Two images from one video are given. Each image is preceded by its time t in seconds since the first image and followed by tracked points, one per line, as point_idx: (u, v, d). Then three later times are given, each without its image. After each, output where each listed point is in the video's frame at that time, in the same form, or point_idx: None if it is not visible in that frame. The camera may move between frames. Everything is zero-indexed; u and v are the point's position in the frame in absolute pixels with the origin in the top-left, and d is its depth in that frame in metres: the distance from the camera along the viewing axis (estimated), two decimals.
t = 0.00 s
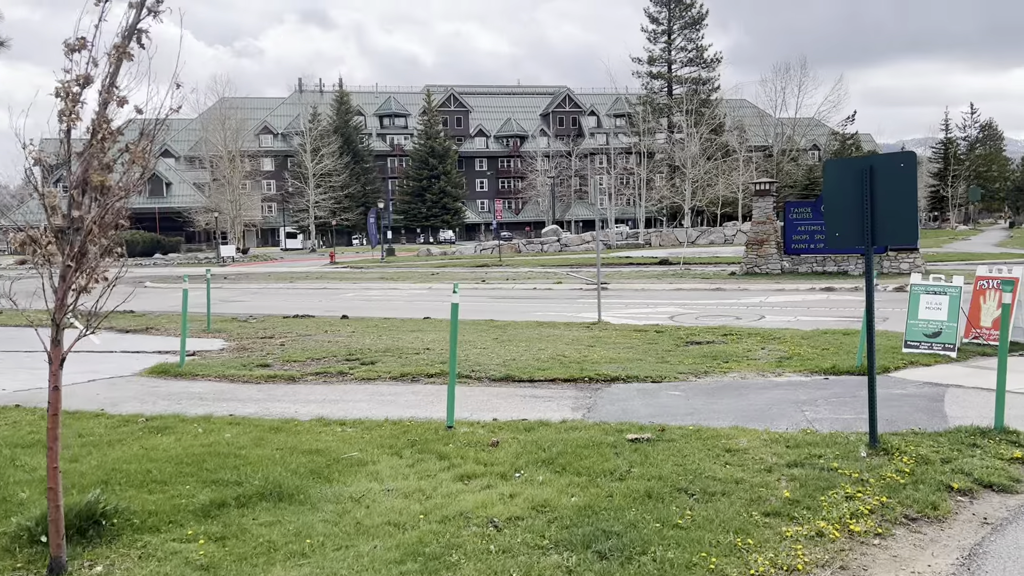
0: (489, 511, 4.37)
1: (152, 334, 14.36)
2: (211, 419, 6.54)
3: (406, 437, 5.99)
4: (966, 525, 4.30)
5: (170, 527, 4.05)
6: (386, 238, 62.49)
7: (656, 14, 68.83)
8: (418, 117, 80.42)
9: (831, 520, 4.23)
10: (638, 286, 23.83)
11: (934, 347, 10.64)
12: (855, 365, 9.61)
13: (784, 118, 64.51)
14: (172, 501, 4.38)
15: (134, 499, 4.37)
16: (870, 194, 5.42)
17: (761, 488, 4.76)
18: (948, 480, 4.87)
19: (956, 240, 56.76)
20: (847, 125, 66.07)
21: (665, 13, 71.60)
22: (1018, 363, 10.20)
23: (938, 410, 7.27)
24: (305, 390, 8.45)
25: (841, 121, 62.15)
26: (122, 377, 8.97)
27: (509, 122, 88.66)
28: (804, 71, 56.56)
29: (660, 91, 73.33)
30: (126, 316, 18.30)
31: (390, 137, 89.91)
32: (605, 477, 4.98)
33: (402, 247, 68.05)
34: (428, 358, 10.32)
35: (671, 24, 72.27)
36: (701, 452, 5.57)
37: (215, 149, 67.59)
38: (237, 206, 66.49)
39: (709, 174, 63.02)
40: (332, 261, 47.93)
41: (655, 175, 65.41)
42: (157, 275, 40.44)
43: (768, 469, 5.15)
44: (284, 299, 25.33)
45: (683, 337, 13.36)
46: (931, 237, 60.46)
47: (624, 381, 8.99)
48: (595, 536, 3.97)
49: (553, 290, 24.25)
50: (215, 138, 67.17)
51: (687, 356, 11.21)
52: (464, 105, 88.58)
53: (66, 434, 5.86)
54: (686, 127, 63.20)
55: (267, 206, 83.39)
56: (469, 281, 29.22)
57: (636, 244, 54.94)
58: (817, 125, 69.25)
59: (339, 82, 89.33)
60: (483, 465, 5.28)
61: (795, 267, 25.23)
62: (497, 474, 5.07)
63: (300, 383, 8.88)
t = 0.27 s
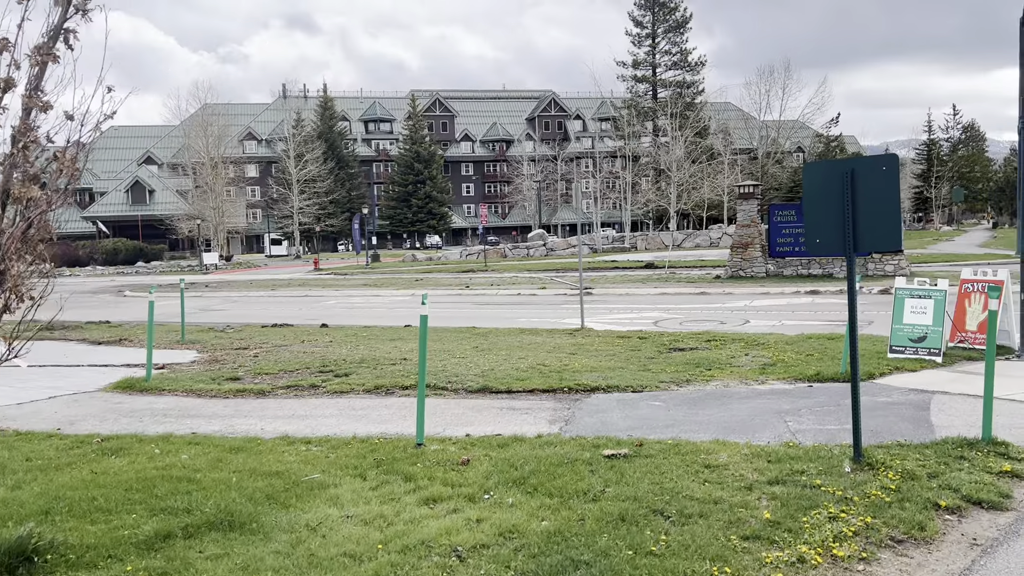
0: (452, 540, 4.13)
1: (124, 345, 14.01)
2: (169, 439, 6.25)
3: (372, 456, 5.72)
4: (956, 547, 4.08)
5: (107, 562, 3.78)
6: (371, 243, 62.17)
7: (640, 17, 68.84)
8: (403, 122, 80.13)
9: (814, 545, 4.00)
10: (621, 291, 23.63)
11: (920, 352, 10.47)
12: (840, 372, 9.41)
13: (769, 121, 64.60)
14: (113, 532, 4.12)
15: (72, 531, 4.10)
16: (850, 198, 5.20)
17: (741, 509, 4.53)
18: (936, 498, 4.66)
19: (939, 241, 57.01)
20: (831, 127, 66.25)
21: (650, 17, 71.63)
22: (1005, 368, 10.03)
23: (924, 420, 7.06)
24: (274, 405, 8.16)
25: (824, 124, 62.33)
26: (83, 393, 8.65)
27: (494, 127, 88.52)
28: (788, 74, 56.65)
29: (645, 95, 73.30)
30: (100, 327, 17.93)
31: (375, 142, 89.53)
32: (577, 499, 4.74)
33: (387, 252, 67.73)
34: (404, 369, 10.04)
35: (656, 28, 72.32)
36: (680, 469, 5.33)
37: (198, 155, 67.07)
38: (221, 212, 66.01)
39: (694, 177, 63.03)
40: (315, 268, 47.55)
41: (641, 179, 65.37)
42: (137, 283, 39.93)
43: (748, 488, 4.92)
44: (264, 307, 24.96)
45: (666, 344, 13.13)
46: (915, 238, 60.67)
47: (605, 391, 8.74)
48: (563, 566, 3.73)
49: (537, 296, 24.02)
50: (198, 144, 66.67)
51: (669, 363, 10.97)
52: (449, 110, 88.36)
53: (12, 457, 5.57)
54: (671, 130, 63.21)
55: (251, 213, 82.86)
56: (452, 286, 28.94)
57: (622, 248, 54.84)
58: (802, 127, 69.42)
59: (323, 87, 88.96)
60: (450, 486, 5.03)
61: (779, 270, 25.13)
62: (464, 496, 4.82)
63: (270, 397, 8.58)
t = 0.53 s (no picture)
0: (404, 558, 3.87)
1: (94, 354, 13.68)
2: (120, 452, 5.96)
3: (329, 468, 5.44)
4: (936, 560, 3.86)
5: None
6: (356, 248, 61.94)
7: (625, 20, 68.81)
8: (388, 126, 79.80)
9: (787, 560, 3.76)
10: (605, 293, 23.43)
11: (903, 353, 10.27)
12: (822, 375, 9.20)
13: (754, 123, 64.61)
14: (36, 555, 3.85)
15: None
16: (825, 193, 4.98)
17: (712, 522, 4.29)
18: (916, 506, 4.43)
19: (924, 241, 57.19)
20: (816, 128, 66.31)
21: (634, 19, 71.59)
22: (989, 368, 9.86)
23: (906, 423, 6.84)
24: (238, 415, 7.88)
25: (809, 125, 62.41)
26: (40, 404, 8.34)
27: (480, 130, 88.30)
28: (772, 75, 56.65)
29: (630, 97, 73.22)
30: (73, 335, 17.57)
31: (361, 146, 89.14)
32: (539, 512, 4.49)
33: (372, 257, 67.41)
34: (377, 376, 9.76)
35: (640, 30, 72.30)
36: (651, 479, 5.10)
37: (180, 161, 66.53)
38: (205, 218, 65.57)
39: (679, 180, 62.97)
40: (299, 273, 47.16)
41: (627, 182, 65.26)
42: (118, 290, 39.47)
43: (721, 498, 4.69)
44: (243, 313, 24.63)
45: (647, 347, 12.89)
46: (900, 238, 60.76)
47: (581, 396, 8.51)
48: None
49: (519, 299, 23.78)
50: (181, 149, 66.17)
51: (649, 366, 10.73)
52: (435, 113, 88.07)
53: None
54: (656, 133, 63.13)
55: (236, 218, 82.36)
56: (435, 290, 28.66)
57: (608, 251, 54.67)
58: (787, 129, 69.48)
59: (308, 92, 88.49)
60: (408, 500, 4.77)
61: (764, 270, 24.98)
62: (420, 510, 4.56)
63: (235, 407, 8.31)
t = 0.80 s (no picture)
0: None
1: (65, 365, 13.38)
2: (68, 473, 5.69)
3: (285, 491, 5.18)
4: None
5: None
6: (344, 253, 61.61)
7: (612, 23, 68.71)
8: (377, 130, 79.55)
9: None
10: (591, 298, 23.22)
11: (888, 358, 10.07)
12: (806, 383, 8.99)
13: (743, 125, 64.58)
14: None
15: None
16: (800, 197, 4.76)
17: (683, 546, 4.05)
18: (897, 528, 4.20)
19: (912, 242, 57.27)
20: (804, 130, 66.31)
21: (623, 22, 71.52)
22: (976, 373, 9.67)
23: (890, 434, 6.63)
24: (201, 430, 7.61)
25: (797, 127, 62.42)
26: None
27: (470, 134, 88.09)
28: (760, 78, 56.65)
29: (619, 100, 73.17)
30: (48, 345, 17.23)
31: (350, 151, 88.85)
32: (500, 537, 4.25)
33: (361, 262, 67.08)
34: (350, 387, 9.50)
35: (629, 33, 72.23)
36: (622, 498, 4.86)
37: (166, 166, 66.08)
38: (192, 224, 65.17)
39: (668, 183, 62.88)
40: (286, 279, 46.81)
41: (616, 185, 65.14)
42: (102, 297, 39.07)
43: (694, 519, 4.46)
44: (226, 320, 24.32)
45: (631, 353, 12.67)
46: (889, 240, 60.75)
47: (558, 407, 8.28)
48: None
49: (505, 304, 23.54)
50: (167, 155, 65.77)
51: (629, 374, 10.49)
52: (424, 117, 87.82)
53: None
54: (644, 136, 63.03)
55: (224, 224, 81.93)
56: (421, 296, 28.41)
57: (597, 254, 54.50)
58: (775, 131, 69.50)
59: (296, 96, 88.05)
60: (363, 525, 4.51)
61: (751, 274, 24.81)
62: (373, 536, 4.31)
63: (200, 421, 8.04)
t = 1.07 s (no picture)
0: None
1: (36, 372, 13.07)
2: (13, 492, 5.40)
3: (239, 508, 4.91)
4: None
5: None
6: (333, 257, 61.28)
7: (602, 25, 68.60)
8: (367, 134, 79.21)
9: None
10: (579, 301, 22.97)
11: (876, 362, 9.85)
12: (791, 389, 8.76)
13: (734, 127, 64.52)
14: None
15: None
16: (779, 196, 4.53)
17: (653, 568, 3.81)
18: (881, 549, 3.96)
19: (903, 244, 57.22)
20: (795, 132, 66.30)
21: (613, 24, 71.41)
22: (964, 377, 9.47)
23: (877, 441, 6.39)
24: (165, 441, 7.33)
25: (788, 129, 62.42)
26: None
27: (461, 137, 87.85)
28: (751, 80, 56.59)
29: (610, 103, 73.05)
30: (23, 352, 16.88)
31: (340, 154, 88.46)
32: (461, 563, 3.99)
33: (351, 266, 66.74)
34: (324, 394, 9.24)
35: (619, 35, 72.13)
36: (592, 515, 4.62)
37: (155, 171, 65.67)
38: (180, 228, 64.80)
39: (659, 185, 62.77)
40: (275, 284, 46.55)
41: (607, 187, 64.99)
42: (87, 302, 38.66)
43: (667, 537, 4.22)
44: (209, 326, 23.99)
45: (616, 357, 12.43)
46: (881, 241, 60.75)
47: (537, 414, 8.02)
48: None
49: (492, 308, 23.26)
50: (155, 159, 65.36)
51: (613, 379, 10.25)
52: (414, 120, 87.58)
53: None
54: (635, 138, 62.90)
55: (214, 228, 81.47)
56: (408, 299, 28.12)
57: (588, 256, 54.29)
58: (766, 133, 69.48)
59: (287, 99, 87.79)
60: (317, 546, 4.25)
61: (740, 276, 24.64)
62: (327, 561, 4.05)
63: (165, 431, 7.76)
